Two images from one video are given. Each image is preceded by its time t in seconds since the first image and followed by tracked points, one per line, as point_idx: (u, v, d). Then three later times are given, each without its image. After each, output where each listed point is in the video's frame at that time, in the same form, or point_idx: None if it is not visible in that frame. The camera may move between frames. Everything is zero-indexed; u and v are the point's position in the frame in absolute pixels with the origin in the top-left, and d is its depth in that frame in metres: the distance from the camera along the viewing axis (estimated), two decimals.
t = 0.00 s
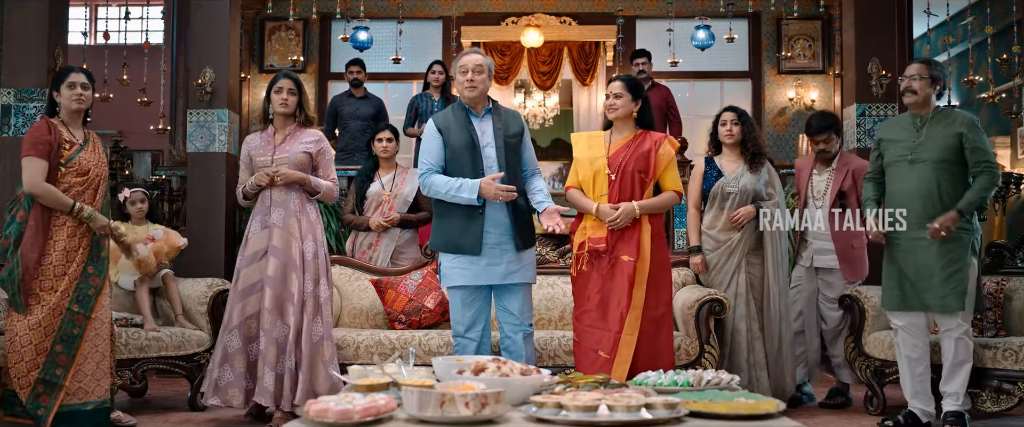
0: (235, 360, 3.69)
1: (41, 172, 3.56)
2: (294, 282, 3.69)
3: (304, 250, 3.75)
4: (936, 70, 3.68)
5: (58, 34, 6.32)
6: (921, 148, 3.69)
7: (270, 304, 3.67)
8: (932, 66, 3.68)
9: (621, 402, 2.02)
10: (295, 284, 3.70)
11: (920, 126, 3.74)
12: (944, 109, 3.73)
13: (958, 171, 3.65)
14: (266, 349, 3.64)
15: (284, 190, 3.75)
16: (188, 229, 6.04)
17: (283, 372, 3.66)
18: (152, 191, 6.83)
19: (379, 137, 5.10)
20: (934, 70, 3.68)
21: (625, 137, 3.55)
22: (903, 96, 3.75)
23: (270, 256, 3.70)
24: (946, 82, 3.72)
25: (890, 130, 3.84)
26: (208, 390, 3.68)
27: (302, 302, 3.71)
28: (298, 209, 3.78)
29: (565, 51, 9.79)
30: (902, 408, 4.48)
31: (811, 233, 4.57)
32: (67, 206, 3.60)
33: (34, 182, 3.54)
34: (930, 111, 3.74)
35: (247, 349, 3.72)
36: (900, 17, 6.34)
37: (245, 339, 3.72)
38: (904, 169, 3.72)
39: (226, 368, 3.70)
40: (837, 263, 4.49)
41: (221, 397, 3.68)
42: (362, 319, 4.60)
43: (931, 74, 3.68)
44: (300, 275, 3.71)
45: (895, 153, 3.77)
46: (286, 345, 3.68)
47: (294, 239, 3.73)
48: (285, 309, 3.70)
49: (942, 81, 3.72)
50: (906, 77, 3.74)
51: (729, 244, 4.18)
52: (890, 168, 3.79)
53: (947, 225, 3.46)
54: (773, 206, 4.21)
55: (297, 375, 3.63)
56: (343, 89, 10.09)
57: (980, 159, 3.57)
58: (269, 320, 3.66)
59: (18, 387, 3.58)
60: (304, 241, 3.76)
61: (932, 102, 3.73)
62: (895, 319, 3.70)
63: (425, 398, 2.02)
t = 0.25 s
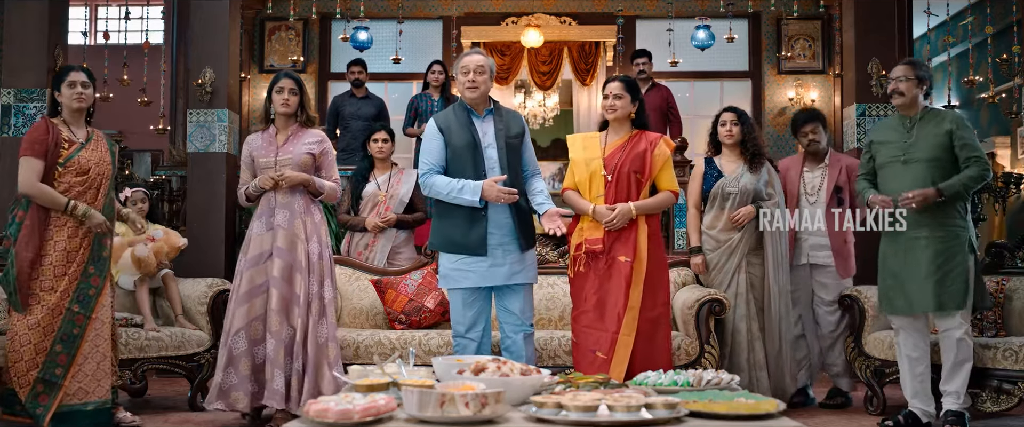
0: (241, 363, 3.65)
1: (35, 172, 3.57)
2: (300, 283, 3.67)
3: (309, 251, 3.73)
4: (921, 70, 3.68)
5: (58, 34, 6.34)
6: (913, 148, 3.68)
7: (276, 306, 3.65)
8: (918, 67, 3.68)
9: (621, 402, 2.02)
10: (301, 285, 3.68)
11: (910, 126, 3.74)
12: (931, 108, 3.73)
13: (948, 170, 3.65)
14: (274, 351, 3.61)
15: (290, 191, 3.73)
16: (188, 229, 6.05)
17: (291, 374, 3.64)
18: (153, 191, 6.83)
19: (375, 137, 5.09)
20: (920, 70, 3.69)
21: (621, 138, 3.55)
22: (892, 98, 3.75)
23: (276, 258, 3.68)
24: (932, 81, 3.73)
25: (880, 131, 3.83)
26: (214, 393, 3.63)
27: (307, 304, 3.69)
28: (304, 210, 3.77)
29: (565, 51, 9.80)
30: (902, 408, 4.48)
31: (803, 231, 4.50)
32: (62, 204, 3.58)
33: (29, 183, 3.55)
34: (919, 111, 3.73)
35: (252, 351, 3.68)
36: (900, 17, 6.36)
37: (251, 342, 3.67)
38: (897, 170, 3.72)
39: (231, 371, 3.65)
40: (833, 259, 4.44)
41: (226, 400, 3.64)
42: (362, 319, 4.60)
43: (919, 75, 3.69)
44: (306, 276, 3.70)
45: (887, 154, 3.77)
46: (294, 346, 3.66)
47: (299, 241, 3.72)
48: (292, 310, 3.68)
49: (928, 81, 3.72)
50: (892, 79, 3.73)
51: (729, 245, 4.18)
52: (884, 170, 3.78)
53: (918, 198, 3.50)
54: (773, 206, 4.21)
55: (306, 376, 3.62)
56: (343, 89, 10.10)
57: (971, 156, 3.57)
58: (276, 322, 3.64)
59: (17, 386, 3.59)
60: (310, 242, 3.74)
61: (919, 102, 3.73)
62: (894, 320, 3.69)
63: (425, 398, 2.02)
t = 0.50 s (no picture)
0: (247, 364, 3.59)
1: (37, 172, 3.58)
2: (306, 284, 3.65)
3: (313, 252, 3.71)
4: (909, 73, 3.68)
5: (58, 34, 6.38)
6: (908, 149, 3.69)
7: (283, 306, 3.62)
8: (906, 69, 3.68)
9: (621, 402, 2.02)
10: (307, 286, 3.66)
11: (903, 128, 3.74)
12: (922, 108, 3.74)
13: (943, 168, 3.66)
14: (281, 352, 3.58)
15: (291, 193, 3.70)
16: (188, 229, 6.08)
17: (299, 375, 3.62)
18: (153, 191, 6.83)
19: (373, 137, 5.09)
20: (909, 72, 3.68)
21: (619, 138, 3.55)
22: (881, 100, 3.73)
23: (280, 258, 3.65)
24: (921, 82, 3.71)
25: (873, 133, 3.83)
26: (220, 396, 3.56)
27: (312, 304, 3.66)
28: (306, 212, 3.75)
29: (565, 51, 9.80)
30: (902, 408, 4.48)
31: (800, 231, 4.43)
32: (63, 203, 3.58)
33: (32, 184, 3.55)
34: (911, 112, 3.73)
35: (259, 352, 3.63)
36: (900, 17, 6.39)
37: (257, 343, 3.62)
38: (893, 172, 3.71)
39: (237, 373, 3.59)
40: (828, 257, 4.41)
41: (233, 402, 3.58)
42: (362, 319, 4.60)
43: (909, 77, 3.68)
44: (310, 276, 3.68)
45: (881, 155, 3.77)
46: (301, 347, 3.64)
47: (303, 242, 3.70)
48: (298, 310, 3.65)
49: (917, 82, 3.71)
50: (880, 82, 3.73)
51: (729, 245, 4.18)
52: (879, 172, 3.77)
53: (912, 183, 3.55)
54: (773, 206, 4.21)
55: (315, 377, 3.59)
56: (343, 89, 10.10)
57: (968, 154, 3.58)
58: (283, 323, 3.61)
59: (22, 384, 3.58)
60: (313, 243, 3.72)
61: (909, 104, 3.71)
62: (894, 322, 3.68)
63: (425, 398, 2.02)
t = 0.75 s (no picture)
0: (252, 365, 3.59)
1: (45, 172, 3.58)
2: (306, 284, 3.64)
3: (312, 252, 3.71)
4: (906, 73, 3.69)
5: (58, 34, 6.39)
6: (906, 149, 3.69)
7: (284, 306, 3.61)
8: (902, 69, 3.69)
9: (621, 402, 2.02)
10: (307, 286, 3.65)
11: (900, 128, 3.74)
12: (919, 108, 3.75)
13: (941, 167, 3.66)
14: (283, 352, 3.58)
15: (290, 194, 3.69)
16: (188, 229, 6.14)
17: (302, 375, 3.62)
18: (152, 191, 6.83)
19: (373, 137, 5.09)
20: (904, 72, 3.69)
21: (621, 138, 3.55)
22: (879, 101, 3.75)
23: (280, 258, 3.64)
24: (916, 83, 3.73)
25: (871, 134, 3.83)
26: (225, 397, 3.56)
27: (314, 304, 3.66)
28: (304, 213, 3.74)
29: (565, 51, 9.81)
30: (902, 408, 4.48)
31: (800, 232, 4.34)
32: (71, 201, 3.57)
33: (39, 184, 3.56)
34: (909, 112, 3.74)
35: (263, 352, 3.62)
36: (900, 17, 6.43)
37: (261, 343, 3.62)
38: (892, 172, 3.71)
39: (243, 374, 3.58)
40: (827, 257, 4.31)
41: (240, 403, 3.57)
42: (362, 319, 4.60)
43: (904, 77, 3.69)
44: (310, 276, 3.67)
45: (880, 156, 3.77)
46: (302, 348, 3.63)
47: (302, 242, 3.69)
48: (299, 310, 3.64)
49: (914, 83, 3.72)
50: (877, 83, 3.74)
51: (729, 245, 4.18)
52: (879, 172, 3.77)
53: (913, 180, 3.55)
54: (774, 206, 4.21)
55: (319, 377, 3.59)
56: (343, 89, 10.10)
57: (966, 151, 3.59)
58: (284, 323, 3.60)
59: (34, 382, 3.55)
60: (313, 243, 3.72)
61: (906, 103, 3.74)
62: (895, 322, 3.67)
63: (425, 398, 2.02)
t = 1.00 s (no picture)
0: (250, 366, 3.57)
1: (54, 174, 3.59)
2: (300, 283, 3.63)
3: (306, 251, 3.69)
4: (908, 72, 3.69)
5: (58, 34, 6.40)
6: (907, 149, 3.69)
7: (278, 306, 3.59)
8: (903, 69, 3.68)
9: (621, 402, 2.02)
10: (302, 285, 3.65)
11: (902, 128, 3.74)
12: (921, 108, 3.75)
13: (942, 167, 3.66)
14: (277, 351, 3.57)
15: (285, 193, 3.67)
16: (189, 228, 6.17)
17: (296, 375, 3.61)
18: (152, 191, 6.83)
19: (373, 137, 5.09)
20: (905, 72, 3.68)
21: (623, 137, 3.55)
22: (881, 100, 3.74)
23: (273, 257, 3.61)
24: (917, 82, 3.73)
25: (872, 134, 3.83)
26: (229, 398, 3.55)
27: (310, 303, 3.67)
28: (298, 212, 3.72)
29: (565, 51, 9.81)
30: (902, 408, 4.47)
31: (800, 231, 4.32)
32: (79, 200, 3.57)
33: (48, 185, 3.57)
34: (909, 112, 3.74)
35: (260, 352, 3.61)
36: (900, 17, 6.49)
37: (257, 342, 3.61)
38: (893, 172, 3.71)
39: (242, 374, 3.56)
40: (826, 260, 4.27)
41: (240, 404, 3.55)
42: (362, 319, 4.60)
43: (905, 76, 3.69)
44: (304, 275, 3.66)
45: (881, 156, 3.77)
46: (296, 347, 3.62)
47: (296, 241, 3.67)
48: (293, 310, 3.63)
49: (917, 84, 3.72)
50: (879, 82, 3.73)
51: (729, 245, 4.18)
52: (880, 173, 3.77)
53: (914, 181, 3.55)
54: (774, 206, 4.21)
55: (315, 376, 3.60)
56: (343, 89, 10.10)
57: (968, 150, 3.58)
58: (280, 322, 3.59)
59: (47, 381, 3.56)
60: (306, 242, 3.70)
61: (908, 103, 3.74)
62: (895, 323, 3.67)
63: (425, 398, 2.02)
